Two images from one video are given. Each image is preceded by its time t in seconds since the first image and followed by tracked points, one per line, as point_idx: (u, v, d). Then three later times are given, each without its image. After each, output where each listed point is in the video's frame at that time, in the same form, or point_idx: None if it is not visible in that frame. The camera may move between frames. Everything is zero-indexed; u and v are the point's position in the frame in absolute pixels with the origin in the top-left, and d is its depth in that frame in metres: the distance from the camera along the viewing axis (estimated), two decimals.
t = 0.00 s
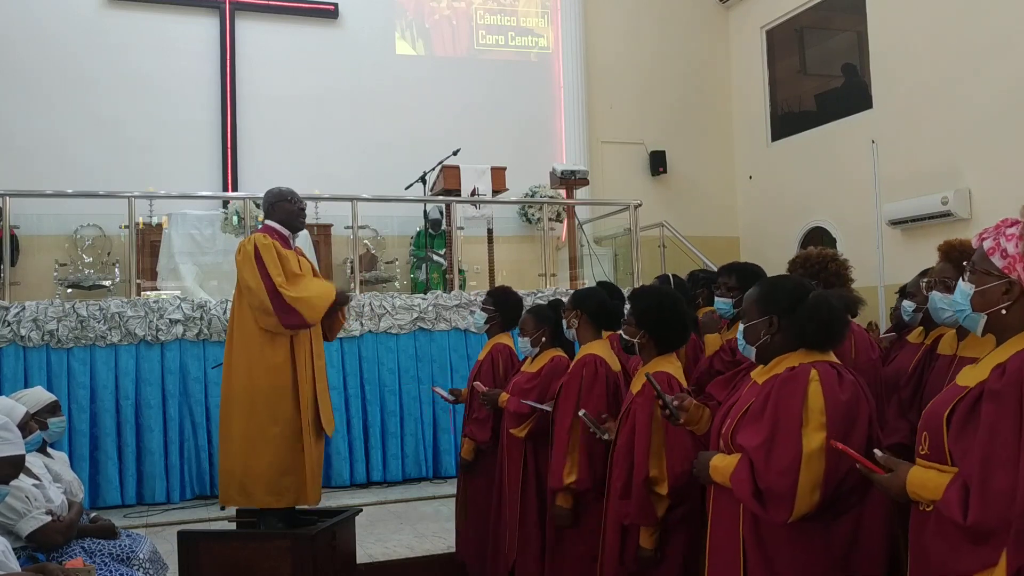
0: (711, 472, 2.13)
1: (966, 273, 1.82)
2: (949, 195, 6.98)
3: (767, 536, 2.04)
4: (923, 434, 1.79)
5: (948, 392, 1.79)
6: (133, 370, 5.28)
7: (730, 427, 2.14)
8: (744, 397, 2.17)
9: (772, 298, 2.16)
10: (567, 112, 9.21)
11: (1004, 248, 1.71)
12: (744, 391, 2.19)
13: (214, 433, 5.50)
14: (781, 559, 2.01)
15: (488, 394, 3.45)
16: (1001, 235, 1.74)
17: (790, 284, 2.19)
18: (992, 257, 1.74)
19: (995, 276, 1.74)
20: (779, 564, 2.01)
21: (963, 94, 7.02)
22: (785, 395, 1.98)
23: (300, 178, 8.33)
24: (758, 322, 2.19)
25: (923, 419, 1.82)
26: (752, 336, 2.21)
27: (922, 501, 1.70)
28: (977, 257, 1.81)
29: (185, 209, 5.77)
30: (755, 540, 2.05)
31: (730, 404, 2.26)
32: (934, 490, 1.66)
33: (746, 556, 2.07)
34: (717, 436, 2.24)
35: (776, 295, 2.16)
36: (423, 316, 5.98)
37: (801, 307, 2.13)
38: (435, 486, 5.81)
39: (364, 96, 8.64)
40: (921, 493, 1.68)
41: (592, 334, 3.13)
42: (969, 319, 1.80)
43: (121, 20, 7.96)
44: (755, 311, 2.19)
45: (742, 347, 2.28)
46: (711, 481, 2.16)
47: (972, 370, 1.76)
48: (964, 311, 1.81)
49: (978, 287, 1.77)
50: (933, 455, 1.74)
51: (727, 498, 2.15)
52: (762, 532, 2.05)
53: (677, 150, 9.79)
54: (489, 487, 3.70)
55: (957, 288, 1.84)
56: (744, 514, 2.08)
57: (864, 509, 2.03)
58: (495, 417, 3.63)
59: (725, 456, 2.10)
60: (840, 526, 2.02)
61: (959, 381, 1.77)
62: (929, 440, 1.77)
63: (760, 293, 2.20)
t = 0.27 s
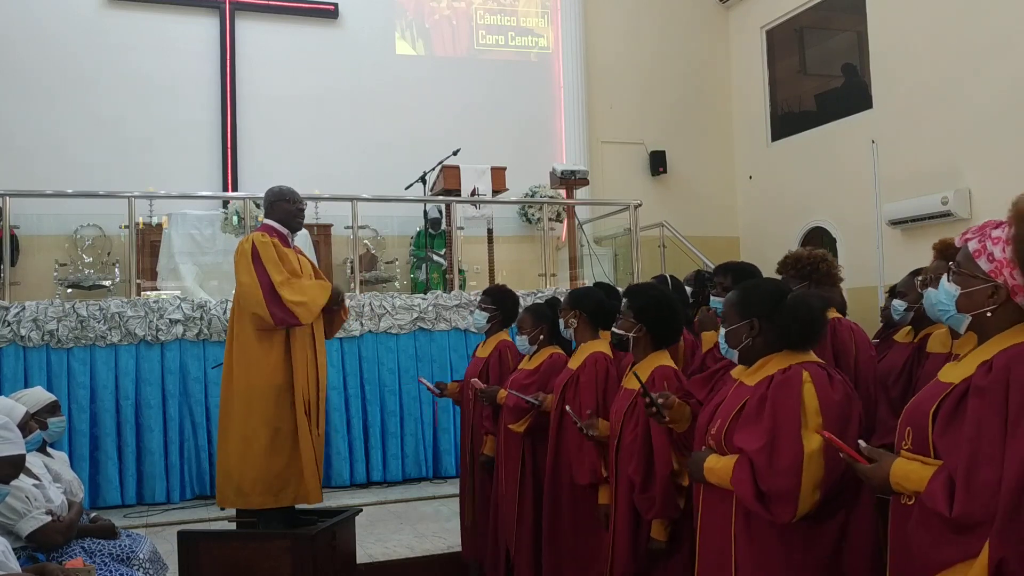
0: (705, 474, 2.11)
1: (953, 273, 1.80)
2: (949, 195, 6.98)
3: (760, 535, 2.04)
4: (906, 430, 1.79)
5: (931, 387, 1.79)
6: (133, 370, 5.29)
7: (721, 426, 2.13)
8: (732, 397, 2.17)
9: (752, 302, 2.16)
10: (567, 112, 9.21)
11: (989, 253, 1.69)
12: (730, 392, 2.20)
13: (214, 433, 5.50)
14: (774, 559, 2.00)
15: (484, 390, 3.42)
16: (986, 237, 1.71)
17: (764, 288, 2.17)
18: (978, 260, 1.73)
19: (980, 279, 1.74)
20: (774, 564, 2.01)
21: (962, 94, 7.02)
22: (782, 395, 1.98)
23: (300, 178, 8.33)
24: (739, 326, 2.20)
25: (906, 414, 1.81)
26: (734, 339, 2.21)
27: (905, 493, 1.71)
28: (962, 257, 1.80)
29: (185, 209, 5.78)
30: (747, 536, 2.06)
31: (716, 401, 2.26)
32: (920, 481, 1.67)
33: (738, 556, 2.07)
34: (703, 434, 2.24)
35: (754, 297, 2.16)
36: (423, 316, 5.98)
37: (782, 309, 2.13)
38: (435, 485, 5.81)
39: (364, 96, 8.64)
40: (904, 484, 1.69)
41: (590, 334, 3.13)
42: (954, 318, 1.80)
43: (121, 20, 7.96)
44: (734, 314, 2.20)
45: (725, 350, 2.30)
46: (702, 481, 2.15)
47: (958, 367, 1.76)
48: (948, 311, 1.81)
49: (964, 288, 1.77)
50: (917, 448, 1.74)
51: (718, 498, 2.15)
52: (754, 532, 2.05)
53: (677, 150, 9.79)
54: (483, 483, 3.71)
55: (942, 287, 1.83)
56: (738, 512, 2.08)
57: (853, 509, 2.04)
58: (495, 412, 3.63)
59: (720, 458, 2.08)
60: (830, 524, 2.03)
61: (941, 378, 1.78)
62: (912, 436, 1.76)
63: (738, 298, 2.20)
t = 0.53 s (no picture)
0: (712, 472, 2.08)
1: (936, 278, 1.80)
2: (949, 195, 6.98)
3: (769, 532, 2.04)
4: (906, 435, 1.78)
5: (927, 393, 1.79)
6: (133, 370, 5.29)
7: (726, 425, 2.12)
8: (732, 397, 2.16)
9: (745, 303, 2.16)
10: (567, 112, 9.21)
11: (977, 256, 1.70)
12: (723, 396, 2.21)
13: (214, 433, 5.50)
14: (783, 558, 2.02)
15: (483, 395, 3.33)
16: (971, 241, 1.72)
17: (753, 288, 2.18)
18: (965, 263, 1.73)
19: (968, 283, 1.73)
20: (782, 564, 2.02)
21: (962, 94, 7.02)
22: (796, 393, 1.98)
23: (300, 178, 8.33)
24: (734, 329, 2.17)
25: (904, 419, 1.80)
26: (730, 342, 2.18)
27: (915, 501, 1.71)
28: (946, 259, 1.79)
29: (185, 209, 5.77)
30: (755, 533, 2.05)
31: (709, 399, 2.26)
32: (934, 488, 1.66)
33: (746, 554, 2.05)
34: (699, 432, 2.22)
35: (744, 299, 2.16)
36: (423, 316, 5.98)
37: (776, 308, 2.15)
38: (435, 486, 5.81)
39: (364, 96, 8.64)
40: (915, 492, 1.69)
41: (591, 336, 3.15)
42: (939, 321, 1.80)
43: (121, 19, 7.96)
44: (728, 317, 2.17)
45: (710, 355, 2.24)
46: (705, 479, 2.11)
47: (953, 372, 1.76)
48: (934, 315, 1.80)
49: (950, 292, 1.76)
50: (921, 454, 1.74)
51: (722, 494, 2.12)
52: (763, 529, 2.05)
53: (677, 150, 9.78)
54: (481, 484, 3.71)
55: (926, 292, 1.82)
56: (744, 509, 2.07)
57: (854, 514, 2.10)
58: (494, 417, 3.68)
59: (729, 456, 2.06)
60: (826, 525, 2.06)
61: (936, 383, 1.79)
62: (914, 441, 1.76)
63: (731, 299, 2.18)
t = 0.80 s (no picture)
0: (723, 470, 2.07)
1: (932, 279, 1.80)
2: (949, 195, 6.98)
3: (778, 529, 2.07)
4: (915, 431, 1.73)
5: (930, 390, 1.76)
6: (133, 370, 5.28)
7: (736, 423, 2.11)
8: (735, 396, 2.17)
9: (752, 302, 2.18)
10: (568, 112, 9.21)
11: (977, 254, 1.72)
12: (722, 398, 2.21)
13: (214, 433, 5.50)
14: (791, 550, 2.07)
15: (483, 393, 3.33)
16: (968, 240, 1.74)
17: (753, 288, 2.21)
18: (964, 262, 1.74)
19: (969, 281, 1.73)
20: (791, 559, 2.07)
21: (963, 94, 7.02)
22: (810, 388, 2.01)
23: (300, 178, 8.33)
24: (742, 327, 2.17)
25: (911, 415, 1.75)
26: (737, 341, 2.17)
27: (933, 498, 1.65)
28: (941, 261, 1.80)
29: (185, 209, 5.77)
30: (766, 533, 2.07)
31: (709, 399, 2.26)
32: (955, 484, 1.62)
33: (756, 551, 2.07)
34: (704, 432, 2.21)
35: (747, 298, 2.18)
36: (423, 316, 5.98)
37: (778, 308, 2.19)
38: (435, 485, 5.81)
39: (364, 96, 8.64)
40: (935, 490, 1.63)
41: (588, 333, 3.16)
42: (939, 324, 1.78)
43: (121, 20, 7.96)
44: (735, 316, 2.17)
45: (713, 356, 2.21)
46: (712, 477, 2.10)
47: (952, 370, 1.75)
48: (933, 316, 1.78)
49: (950, 291, 1.76)
50: (933, 450, 1.69)
51: (730, 492, 2.12)
52: (771, 524, 2.08)
53: (677, 150, 9.79)
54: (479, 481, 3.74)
55: (921, 295, 1.81)
56: (754, 506, 2.08)
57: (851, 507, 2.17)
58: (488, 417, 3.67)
59: (741, 453, 2.06)
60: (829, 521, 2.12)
61: (937, 381, 1.76)
62: (924, 438, 1.71)
63: (736, 297, 2.19)
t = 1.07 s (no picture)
0: (736, 469, 2.06)
1: (939, 280, 1.78)
2: (949, 195, 6.97)
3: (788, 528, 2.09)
4: (932, 434, 1.71)
5: (943, 392, 1.74)
6: (133, 370, 5.29)
7: (748, 421, 2.11)
8: (743, 395, 2.17)
9: (760, 301, 2.18)
10: (567, 112, 9.21)
11: (984, 253, 1.73)
12: (733, 397, 2.19)
13: (213, 433, 5.50)
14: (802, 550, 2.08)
15: (486, 395, 3.33)
16: (973, 240, 1.75)
17: (760, 286, 2.22)
18: (971, 261, 1.74)
19: (980, 280, 1.73)
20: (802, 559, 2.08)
21: (963, 94, 7.02)
22: (825, 386, 2.03)
23: (300, 177, 8.33)
24: (753, 325, 2.16)
25: (926, 418, 1.73)
26: (747, 338, 2.16)
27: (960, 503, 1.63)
28: (945, 262, 1.79)
29: (185, 209, 5.77)
30: (777, 534, 2.08)
31: (716, 399, 2.24)
32: (985, 488, 1.60)
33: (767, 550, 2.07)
34: (713, 430, 2.20)
35: (755, 296, 2.19)
36: (423, 316, 5.98)
37: (784, 308, 2.20)
38: (435, 486, 5.81)
39: (364, 96, 8.64)
40: (964, 494, 1.61)
41: (587, 336, 3.15)
42: (949, 324, 1.75)
43: (121, 19, 7.96)
44: (745, 314, 2.16)
45: (721, 355, 2.20)
46: (723, 477, 2.08)
47: (961, 372, 1.74)
48: (943, 317, 1.76)
49: (961, 291, 1.74)
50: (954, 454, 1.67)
51: (741, 491, 2.12)
52: (782, 522, 2.09)
53: (677, 150, 9.78)
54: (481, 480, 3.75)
55: (927, 296, 1.79)
56: (767, 507, 2.08)
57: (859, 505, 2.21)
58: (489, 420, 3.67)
59: (754, 451, 2.06)
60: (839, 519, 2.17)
61: (947, 383, 1.75)
62: (943, 441, 1.69)
63: (742, 295, 2.19)
